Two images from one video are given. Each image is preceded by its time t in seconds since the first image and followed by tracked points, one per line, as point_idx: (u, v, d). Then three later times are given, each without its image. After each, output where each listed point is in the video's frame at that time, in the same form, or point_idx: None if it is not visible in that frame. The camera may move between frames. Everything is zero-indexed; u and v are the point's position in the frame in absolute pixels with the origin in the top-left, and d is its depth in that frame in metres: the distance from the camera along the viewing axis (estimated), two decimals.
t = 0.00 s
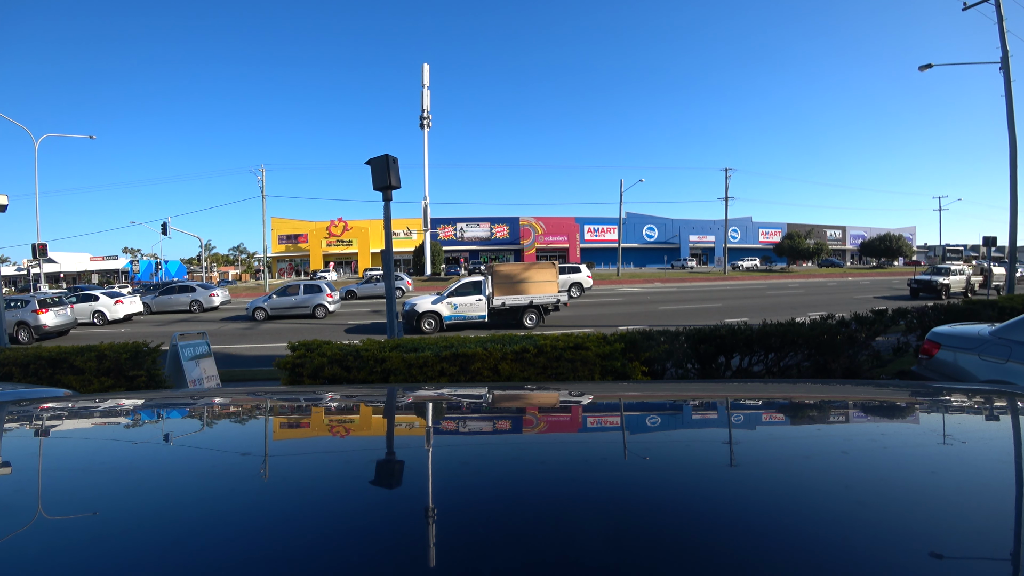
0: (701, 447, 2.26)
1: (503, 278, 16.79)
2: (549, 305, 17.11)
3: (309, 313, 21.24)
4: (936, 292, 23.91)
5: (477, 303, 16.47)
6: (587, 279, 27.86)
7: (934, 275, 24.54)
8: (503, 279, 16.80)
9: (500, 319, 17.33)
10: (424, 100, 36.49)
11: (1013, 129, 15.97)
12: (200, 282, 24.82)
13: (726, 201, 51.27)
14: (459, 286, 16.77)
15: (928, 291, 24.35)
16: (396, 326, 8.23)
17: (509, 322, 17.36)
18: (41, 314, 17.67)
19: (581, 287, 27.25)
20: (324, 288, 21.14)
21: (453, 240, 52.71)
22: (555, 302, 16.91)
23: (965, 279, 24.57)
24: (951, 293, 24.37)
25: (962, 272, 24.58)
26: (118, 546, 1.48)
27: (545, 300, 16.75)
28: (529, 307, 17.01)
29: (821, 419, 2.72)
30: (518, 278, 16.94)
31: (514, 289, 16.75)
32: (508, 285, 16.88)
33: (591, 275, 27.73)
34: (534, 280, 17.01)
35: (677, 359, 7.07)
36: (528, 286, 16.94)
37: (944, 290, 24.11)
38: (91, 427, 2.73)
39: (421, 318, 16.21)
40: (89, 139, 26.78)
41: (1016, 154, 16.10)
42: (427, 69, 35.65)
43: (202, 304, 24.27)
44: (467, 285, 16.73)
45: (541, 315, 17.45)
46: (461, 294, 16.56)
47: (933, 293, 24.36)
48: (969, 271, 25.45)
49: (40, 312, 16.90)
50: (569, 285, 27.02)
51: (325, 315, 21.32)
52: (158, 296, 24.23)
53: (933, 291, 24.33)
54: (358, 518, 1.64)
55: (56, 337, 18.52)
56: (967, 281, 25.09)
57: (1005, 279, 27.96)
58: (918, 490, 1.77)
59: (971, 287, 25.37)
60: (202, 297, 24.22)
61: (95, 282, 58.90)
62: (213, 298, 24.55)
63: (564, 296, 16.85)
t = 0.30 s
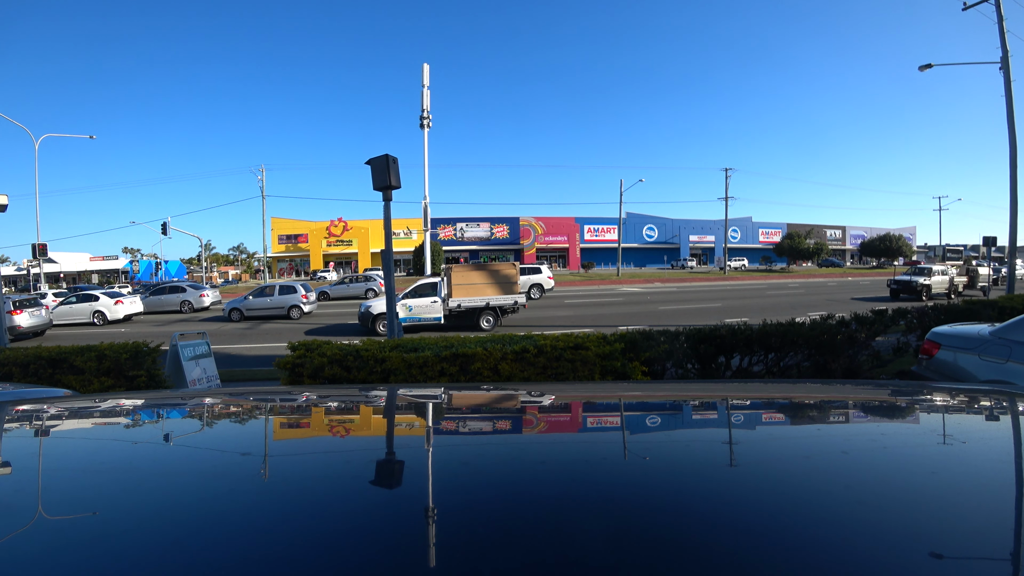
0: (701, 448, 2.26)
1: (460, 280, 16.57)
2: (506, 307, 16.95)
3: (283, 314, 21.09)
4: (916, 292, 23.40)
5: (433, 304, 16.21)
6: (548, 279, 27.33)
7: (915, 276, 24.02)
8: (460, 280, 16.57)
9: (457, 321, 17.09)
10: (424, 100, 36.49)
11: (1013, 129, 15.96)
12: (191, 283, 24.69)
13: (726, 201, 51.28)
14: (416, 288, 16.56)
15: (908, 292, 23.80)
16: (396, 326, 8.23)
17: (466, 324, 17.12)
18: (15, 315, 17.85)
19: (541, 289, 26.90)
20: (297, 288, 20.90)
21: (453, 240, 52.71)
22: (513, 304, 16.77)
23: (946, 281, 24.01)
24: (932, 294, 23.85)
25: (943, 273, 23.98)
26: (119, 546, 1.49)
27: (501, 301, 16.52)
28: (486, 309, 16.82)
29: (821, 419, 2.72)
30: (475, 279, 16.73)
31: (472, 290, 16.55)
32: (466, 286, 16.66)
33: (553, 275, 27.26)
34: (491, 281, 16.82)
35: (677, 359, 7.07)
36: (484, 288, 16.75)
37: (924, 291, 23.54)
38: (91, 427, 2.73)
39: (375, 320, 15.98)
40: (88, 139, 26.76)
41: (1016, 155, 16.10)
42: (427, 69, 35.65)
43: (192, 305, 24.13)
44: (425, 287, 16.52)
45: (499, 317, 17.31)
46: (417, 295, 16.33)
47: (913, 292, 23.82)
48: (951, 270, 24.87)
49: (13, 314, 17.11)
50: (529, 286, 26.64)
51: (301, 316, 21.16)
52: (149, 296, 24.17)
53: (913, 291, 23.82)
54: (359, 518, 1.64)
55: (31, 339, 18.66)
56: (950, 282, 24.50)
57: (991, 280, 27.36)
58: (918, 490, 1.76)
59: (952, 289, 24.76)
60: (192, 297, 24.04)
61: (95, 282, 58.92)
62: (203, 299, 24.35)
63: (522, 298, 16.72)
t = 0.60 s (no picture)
0: (701, 447, 2.26)
1: (419, 281, 16.29)
2: (465, 309, 16.48)
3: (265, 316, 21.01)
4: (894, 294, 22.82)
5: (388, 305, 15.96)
6: (512, 279, 26.48)
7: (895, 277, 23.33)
8: (419, 281, 16.27)
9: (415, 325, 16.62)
10: (424, 100, 36.58)
11: (1013, 129, 15.97)
12: (185, 283, 24.63)
13: (726, 201, 51.27)
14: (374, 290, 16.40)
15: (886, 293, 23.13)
16: (396, 326, 8.22)
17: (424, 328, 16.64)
18: None
19: (504, 290, 26.37)
20: (277, 288, 20.77)
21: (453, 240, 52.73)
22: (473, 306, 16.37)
23: (927, 283, 23.25)
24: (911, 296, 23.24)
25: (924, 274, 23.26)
26: (118, 546, 1.48)
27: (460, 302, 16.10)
28: (444, 311, 16.39)
29: (821, 418, 2.72)
30: (434, 281, 16.42)
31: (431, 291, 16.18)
32: (425, 288, 16.32)
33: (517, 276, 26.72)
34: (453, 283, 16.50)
35: (677, 359, 7.07)
36: (445, 290, 16.42)
37: (902, 292, 22.87)
38: (91, 427, 2.73)
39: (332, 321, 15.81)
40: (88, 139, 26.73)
41: (1016, 155, 16.10)
42: (427, 69, 35.72)
43: (185, 305, 24.07)
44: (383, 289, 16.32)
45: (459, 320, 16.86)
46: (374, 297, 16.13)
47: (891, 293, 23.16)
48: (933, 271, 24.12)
49: None
50: (492, 287, 26.10)
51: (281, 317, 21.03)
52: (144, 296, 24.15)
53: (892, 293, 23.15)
54: (358, 517, 1.64)
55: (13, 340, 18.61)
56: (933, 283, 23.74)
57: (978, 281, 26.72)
58: (917, 490, 1.76)
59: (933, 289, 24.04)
60: (185, 297, 23.99)
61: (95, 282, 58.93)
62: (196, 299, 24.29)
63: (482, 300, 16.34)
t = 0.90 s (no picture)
0: (700, 448, 2.26)
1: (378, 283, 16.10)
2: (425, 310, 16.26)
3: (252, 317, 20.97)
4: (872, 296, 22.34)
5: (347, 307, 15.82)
6: (479, 281, 25.91)
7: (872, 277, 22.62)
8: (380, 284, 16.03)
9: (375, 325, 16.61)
10: (424, 100, 36.65)
11: (1013, 129, 15.97)
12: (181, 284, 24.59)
13: (726, 201, 51.29)
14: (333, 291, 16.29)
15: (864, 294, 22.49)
16: (396, 326, 8.21)
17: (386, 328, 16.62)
18: None
19: (471, 291, 25.93)
20: (261, 289, 20.72)
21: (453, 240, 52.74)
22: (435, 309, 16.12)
23: (907, 283, 22.49)
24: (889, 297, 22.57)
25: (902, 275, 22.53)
26: (118, 547, 1.48)
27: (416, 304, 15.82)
28: (404, 313, 16.20)
29: (821, 419, 2.72)
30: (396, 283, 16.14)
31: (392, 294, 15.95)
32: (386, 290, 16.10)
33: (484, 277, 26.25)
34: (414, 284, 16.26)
35: (677, 359, 7.07)
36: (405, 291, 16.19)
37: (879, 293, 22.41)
38: (91, 427, 2.73)
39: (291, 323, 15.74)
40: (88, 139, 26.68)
41: (1016, 155, 16.12)
42: (427, 69, 35.76)
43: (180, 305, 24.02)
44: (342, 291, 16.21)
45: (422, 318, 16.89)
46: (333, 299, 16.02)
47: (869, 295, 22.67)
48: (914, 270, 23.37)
49: None
50: (458, 289, 25.66)
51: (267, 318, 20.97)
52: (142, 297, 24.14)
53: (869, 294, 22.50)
54: (358, 518, 1.64)
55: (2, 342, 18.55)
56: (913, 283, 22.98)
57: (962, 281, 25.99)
58: (917, 491, 1.76)
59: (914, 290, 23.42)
60: (179, 298, 23.91)
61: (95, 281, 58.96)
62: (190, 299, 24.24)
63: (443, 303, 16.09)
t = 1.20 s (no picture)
0: (700, 448, 2.26)
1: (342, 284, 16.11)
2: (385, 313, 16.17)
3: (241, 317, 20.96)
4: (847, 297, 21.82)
5: (310, 308, 15.84)
6: (451, 282, 25.93)
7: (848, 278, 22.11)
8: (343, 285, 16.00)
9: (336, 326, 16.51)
10: (424, 100, 36.71)
11: (1013, 129, 15.99)
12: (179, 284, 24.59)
13: (726, 201, 51.28)
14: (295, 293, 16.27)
15: (839, 295, 22.02)
16: (396, 325, 8.22)
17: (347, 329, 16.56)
18: None
19: (443, 292, 25.87)
20: (252, 289, 20.73)
21: (453, 240, 52.77)
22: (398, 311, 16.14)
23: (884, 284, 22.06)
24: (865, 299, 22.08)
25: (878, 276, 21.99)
26: (118, 547, 1.48)
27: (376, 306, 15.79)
28: (364, 315, 16.11)
29: (821, 419, 2.73)
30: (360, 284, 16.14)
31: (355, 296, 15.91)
32: (349, 291, 16.06)
33: (457, 278, 26.15)
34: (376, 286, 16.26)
35: (677, 359, 7.08)
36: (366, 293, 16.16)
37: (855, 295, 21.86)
38: (91, 427, 2.73)
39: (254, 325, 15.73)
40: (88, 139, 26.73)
41: (1016, 155, 16.13)
42: (427, 69, 35.77)
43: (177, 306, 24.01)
44: (303, 292, 16.21)
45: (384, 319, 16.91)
46: (296, 300, 16.03)
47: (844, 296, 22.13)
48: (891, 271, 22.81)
49: None
50: (430, 289, 25.59)
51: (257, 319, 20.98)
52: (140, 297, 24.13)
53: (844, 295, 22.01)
54: (359, 517, 1.64)
55: None
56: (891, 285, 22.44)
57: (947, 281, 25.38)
58: (917, 491, 1.76)
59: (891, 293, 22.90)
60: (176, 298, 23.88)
61: (95, 281, 58.98)
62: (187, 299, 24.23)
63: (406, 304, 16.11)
